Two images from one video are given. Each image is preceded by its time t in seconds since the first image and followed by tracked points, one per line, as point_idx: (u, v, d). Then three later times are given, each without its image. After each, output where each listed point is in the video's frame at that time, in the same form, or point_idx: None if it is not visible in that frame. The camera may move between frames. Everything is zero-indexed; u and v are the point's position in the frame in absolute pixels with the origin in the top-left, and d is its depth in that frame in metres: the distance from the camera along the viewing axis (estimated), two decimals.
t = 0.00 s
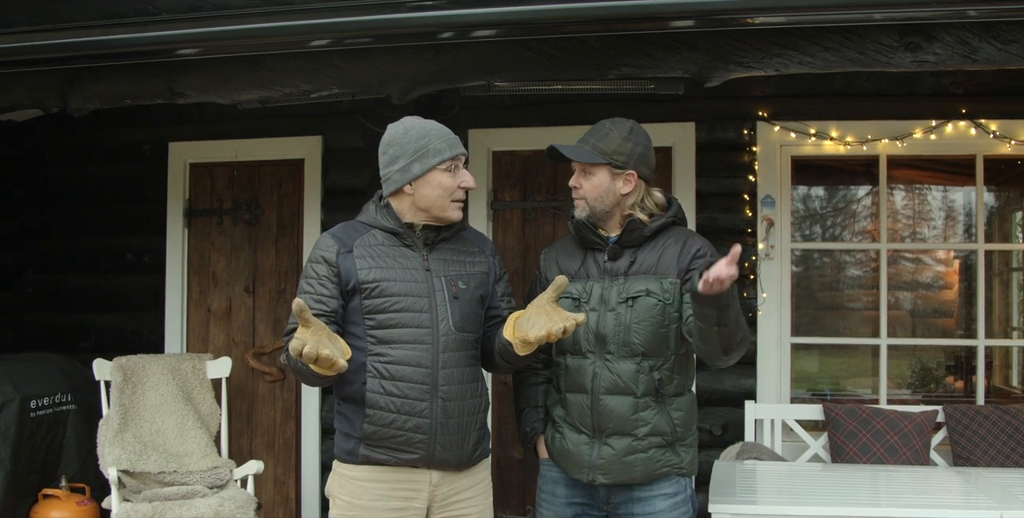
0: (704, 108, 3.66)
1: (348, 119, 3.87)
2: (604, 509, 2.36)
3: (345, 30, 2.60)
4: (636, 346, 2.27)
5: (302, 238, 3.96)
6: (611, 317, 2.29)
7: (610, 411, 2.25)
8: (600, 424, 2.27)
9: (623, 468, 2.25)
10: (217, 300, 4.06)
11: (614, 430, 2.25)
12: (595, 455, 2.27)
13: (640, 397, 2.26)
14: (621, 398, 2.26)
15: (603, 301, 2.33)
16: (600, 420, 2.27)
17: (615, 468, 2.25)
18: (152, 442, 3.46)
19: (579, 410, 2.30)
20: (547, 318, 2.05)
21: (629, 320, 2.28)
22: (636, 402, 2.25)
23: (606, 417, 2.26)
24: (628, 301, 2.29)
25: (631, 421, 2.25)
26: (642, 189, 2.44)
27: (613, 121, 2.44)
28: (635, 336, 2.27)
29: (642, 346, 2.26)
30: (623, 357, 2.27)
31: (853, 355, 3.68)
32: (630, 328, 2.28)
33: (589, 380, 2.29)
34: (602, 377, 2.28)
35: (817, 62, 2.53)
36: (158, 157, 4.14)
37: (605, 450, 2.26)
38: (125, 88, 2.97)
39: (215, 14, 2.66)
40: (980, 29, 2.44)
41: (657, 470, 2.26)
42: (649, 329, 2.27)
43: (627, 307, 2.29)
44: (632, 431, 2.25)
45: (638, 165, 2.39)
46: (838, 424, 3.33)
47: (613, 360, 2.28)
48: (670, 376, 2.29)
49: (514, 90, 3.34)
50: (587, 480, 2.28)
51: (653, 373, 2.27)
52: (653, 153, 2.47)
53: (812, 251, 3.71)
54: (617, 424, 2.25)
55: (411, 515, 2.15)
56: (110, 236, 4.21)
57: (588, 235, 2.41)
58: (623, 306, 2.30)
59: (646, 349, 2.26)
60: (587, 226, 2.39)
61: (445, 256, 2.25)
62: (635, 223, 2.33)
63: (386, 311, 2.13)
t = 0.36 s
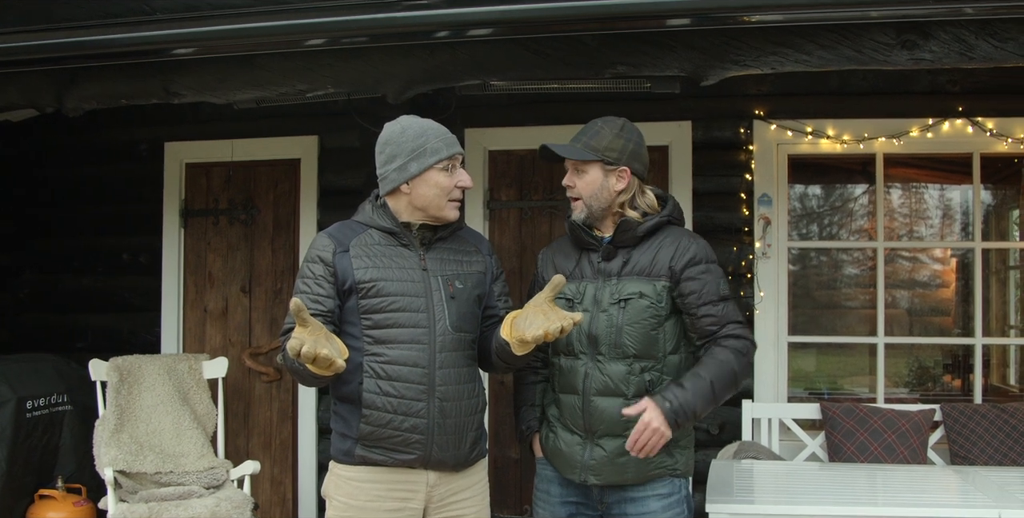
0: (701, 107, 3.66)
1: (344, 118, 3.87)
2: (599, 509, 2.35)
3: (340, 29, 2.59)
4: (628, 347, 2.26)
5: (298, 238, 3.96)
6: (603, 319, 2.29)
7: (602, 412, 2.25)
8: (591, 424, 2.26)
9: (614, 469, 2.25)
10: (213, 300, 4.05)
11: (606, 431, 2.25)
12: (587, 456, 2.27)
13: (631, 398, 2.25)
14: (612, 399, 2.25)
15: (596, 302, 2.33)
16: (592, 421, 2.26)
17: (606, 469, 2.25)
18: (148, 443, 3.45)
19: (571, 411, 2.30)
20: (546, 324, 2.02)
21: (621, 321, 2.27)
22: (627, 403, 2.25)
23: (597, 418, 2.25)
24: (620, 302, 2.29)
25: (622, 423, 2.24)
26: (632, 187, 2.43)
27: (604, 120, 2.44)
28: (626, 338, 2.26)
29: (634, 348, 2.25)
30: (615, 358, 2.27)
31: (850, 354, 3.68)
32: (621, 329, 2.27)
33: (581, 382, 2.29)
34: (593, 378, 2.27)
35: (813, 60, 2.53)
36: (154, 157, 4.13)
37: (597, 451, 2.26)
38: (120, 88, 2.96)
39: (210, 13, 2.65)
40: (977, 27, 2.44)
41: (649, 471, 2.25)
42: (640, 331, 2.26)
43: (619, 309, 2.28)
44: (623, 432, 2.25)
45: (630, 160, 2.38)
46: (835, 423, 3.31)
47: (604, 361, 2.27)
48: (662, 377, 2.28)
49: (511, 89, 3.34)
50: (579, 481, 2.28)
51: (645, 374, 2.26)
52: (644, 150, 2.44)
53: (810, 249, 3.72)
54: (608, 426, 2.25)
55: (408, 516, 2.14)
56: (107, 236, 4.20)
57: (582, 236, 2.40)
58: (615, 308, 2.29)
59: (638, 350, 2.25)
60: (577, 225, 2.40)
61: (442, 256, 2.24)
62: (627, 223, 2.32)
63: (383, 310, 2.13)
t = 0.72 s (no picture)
0: (700, 105, 3.65)
1: (344, 118, 3.86)
2: (604, 508, 2.35)
3: (339, 29, 2.58)
4: (633, 346, 2.25)
5: (298, 239, 3.95)
6: (608, 317, 2.28)
7: (608, 411, 2.25)
8: (597, 424, 2.26)
9: (621, 469, 2.24)
10: (213, 301, 4.04)
11: (612, 430, 2.25)
12: (593, 456, 2.26)
13: (637, 397, 2.25)
14: (618, 399, 2.25)
15: (599, 301, 2.32)
16: (598, 420, 2.26)
17: (613, 468, 2.24)
18: (149, 443, 3.45)
19: (577, 410, 2.29)
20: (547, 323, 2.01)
21: (627, 320, 2.27)
22: (632, 402, 2.25)
23: (604, 417, 2.25)
24: (625, 301, 2.28)
25: (628, 422, 2.24)
26: (633, 187, 2.42)
27: (604, 119, 2.44)
28: (631, 337, 2.25)
29: (639, 346, 2.25)
30: (620, 357, 2.26)
31: (850, 351, 3.68)
32: (627, 328, 2.26)
33: (586, 381, 2.28)
34: (599, 377, 2.26)
35: (813, 57, 2.53)
36: (153, 157, 4.12)
37: (604, 450, 2.25)
38: (119, 88, 2.96)
39: (208, 13, 2.65)
40: (977, 23, 2.44)
41: (656, 469, 2.26)
42: (646, 330, 2.26)
43: (624, 308, 2.28)
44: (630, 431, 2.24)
45: (631, 160, 2.38)
46: (836, 421, 3.32)
47: (609, 360, 2.27)
48: (666, 375, 2.29)
49: (510, 87, 3.33)
50: (586, 481, 2.27)
51: (650, 373, 2.26)
52: (645, 150, 2.45)
53: (809, 247, 3.72)
54: (614, 425, 2.24)
55: (410, 516, 2.14)
56: (107, 237, 4.19)
57: (582, 234, 2.39)
58: (620, 306, 2.29)
59: (643, 349, 2.25)
60: (583, 224, 2.38)
61: (444, 256, 2.24)
62: (630, 222, 2.32)
63: (384, 310, 2.12)
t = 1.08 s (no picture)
0: (704, 107, 3.66)
1: (348, 119, 3.87)
2: (613, 508, 2.35)
3: (344, 30, 2.59)
4: (643, 345, 2.26)
5: (302, 240, 3.96)
6: (618, 316, 2.28)
7: (619, 410, 2.25)
8: (608, 423, 2.26)
9: (632, 468, 2.24)
10: (217, 301, 4.05)
11: (623, 430, 2.25)
12: (604, 455, 2.26)
13: (647, 396, 2.25)
14: (628, 398, 2.25)
15: (608, 300, 2.32)
16: (609, 420, 2.26)
17: (624, 468, 2.24)
18: (153, 444, 3.45)
19: (587, 410, 2.29)
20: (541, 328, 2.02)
21: (637, 319, 2.27)
22: (643, 400, 2.25)
23: (615, 417, 2.25)
24: (634, 300, 2.29)
25: (640, 421, 2.25)
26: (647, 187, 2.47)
27: (617, 120, 2.46)
28: (642, 335, 2.26)
29: (649, 345, 2.26)
30: (630, 356, 2.26)
31: (852, 353, 3.69)
32: (637, 327, 2.27)
33: (596, 381, 2.28)
34: (609, 376, 2.27)
35: (819, 59, 2.53)
36: (157, 158, 4.13)
37: (614, 449, 2.26)
38: (125, 89, 2.96)
39: (214, 14, 2.65)
40: (982, 26, 2.44)
41: (667, 468, 2.26)
42: (656, 329, 2.27)
43: (634, 306, 2.28)
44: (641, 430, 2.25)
45: (648, 160, 2.42)
46: (840, 423, 3.33)
47: (619, 359, 2.27)
48: (675, 375, 2.30)
49: (514, 89, 3.34)
50: (596, 480, 2.27)
51: (660, 371, 2.27)
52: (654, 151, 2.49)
53: (810, 248, 3.72)
54: (626, 424, 2.25)
55: (416, 516, 2.15)
56: (110, 238, 4.20)
57: (592, 233, 2.39)
58: (630, 305, 2.29)
59: (654, 348, 2.26)
60: (593, 225, 2.37)
61: (451, 257, 2.24)
62: (640, 221, 2.34)
63: (390, 311, 2.12)
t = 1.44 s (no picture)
0: (707, 107, 3.67)
1: (352, 119, 3.88)
2: (624, 507, 2.36)
3: (350, 31, 2.60)
4: (657, 343, 2.26)
5: (306, 239, 3.96)
6: (630, 316, 2.29)
7: (633, 409, 2.24)
8: (622, 422, 2.25)
9: (645, 466, 2.24)
10: (222, 301, 4.05)
11: (636, 428, 2.24)
12: (617, 453, 2.25)
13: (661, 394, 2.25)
14: (642, 396, 2.25)
15: (621, 299, 2.32)
16: (622, 418, 2.25)
17: (637, 466, 2.24)
18: (158, 443, 3.45)
19: (600, 409, 2.28)
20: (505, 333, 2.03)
21: (650, 317, 2.28)
22: (657, 399, 2.25)
23: (629, 415, 2.24)
24: (647, 299, 2.30)
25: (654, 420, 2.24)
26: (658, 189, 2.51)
27: (626, 120, 2.43)
28: (655, 334, 2.27)
29: (663, 343, 2.26)
30: (644, 354, 2.27)
31: (854, 353, 3.70)
32: (651, 325, 2.27)
33: (609, 379, 2.28)
34: (622, 375, 2.26)
35: (824, 60, 2.54)
36: (160, 158, 4.14)
37: (627, 448, 2.25)
38: (131, 89, 2.96)
39: (219, 14, 2.66)
40: (987, 26, 2.45)
41: (679, 467, 2.27)
42: (669, 328, 2.27)
43: (648, 305, 2.29)
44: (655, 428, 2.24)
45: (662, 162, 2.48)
46: (843, 422, 3.33)
47: (633, 358, 2.27)
48: (687, 373, 2.30)
49: (519, 89, 3.34)
50: (609, 478, 2.26)
51: (673, 370, 2.28)
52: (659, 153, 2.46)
53: (811, 248, 3.73)
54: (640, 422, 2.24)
55: (423, 515, 2.15)
56: (114, 238, 4.20)
57: (603, 232, 2.38)
58: (643, 304, 2.30)
59: (667, 346, 2.27)
60: (605, 224, 2.37)
61: (458, 257, 2.25)
62: (652, 220, 2.34)
63: (398, 311, 2.13)
